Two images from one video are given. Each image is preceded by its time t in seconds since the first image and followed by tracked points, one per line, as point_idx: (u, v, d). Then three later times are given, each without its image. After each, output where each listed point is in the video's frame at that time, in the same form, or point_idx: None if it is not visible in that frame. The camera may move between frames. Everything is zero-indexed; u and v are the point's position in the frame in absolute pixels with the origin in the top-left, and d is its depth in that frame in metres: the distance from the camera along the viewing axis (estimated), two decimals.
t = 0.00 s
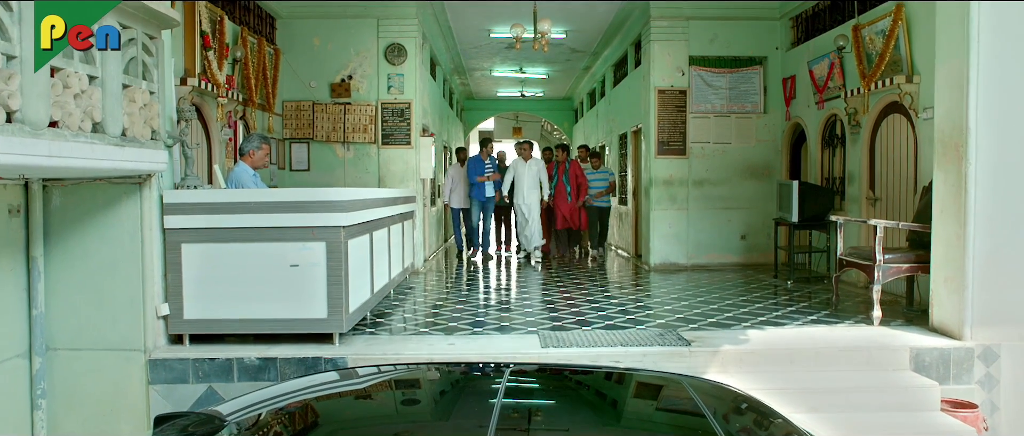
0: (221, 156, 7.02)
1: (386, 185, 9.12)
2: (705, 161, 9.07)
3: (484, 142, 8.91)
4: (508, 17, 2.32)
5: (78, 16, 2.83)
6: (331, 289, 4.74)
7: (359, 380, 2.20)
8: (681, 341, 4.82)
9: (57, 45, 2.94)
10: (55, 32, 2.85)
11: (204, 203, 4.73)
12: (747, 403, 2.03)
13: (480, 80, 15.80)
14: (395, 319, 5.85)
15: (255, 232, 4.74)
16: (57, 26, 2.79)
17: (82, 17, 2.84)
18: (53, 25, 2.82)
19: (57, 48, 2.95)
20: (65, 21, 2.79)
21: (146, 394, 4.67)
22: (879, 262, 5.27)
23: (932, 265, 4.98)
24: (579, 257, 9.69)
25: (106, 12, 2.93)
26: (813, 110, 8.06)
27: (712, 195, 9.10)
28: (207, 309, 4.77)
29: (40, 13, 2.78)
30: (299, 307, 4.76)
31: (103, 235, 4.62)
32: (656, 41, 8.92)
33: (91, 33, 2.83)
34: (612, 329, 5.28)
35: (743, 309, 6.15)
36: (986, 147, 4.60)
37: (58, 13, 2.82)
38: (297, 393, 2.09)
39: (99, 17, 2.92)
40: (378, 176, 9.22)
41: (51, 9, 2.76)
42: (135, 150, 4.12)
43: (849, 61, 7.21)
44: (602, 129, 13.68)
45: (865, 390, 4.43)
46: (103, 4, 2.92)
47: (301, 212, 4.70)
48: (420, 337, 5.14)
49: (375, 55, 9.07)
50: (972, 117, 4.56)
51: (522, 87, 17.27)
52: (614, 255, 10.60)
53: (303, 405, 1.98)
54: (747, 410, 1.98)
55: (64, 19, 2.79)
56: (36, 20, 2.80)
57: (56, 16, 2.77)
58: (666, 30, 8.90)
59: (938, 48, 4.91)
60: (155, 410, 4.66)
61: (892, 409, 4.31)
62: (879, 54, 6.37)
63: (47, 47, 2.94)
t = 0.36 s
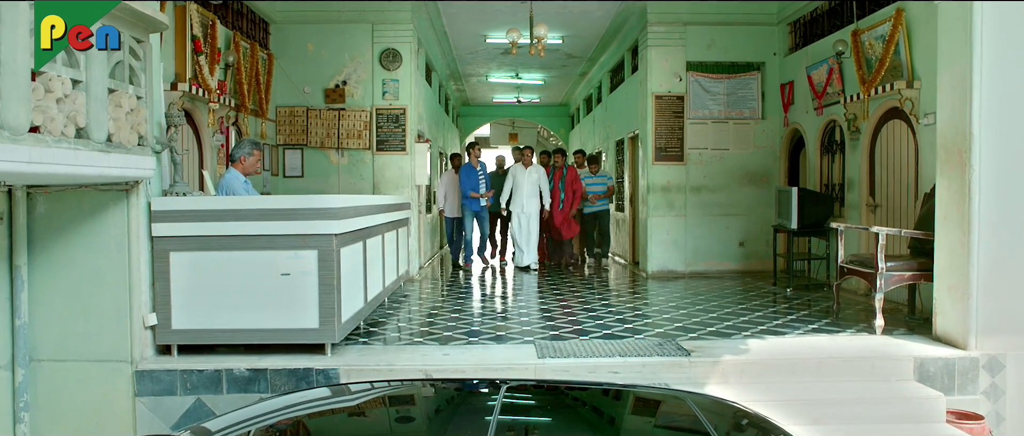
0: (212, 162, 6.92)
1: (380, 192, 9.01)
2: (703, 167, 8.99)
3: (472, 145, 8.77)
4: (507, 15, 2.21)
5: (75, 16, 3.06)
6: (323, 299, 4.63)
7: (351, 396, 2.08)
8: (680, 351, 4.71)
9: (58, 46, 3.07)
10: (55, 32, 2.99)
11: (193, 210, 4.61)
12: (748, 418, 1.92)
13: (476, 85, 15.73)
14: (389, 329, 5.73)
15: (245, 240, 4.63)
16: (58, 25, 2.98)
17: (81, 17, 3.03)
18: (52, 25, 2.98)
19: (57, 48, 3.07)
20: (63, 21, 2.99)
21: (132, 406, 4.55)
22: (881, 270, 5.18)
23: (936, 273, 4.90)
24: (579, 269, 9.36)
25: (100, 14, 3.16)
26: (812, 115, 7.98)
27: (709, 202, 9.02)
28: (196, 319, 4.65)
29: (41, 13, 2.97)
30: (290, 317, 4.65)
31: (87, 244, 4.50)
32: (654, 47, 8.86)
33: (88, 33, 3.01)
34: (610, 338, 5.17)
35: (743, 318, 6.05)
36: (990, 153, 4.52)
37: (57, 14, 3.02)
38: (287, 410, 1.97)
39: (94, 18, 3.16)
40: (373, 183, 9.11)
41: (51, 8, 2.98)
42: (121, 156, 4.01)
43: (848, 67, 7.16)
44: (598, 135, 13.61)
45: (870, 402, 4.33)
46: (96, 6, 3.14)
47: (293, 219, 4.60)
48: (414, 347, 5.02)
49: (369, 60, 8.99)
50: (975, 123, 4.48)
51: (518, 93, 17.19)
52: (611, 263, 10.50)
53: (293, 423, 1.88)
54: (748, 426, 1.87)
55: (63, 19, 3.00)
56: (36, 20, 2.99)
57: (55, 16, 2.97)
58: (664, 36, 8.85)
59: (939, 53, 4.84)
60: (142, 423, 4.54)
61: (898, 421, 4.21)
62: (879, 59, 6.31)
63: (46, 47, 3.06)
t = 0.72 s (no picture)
0: (204, 169, 6.81)
1: (375, 199, 8.90)
2: (700, 175, 8.91)
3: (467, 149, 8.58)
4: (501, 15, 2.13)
5: (75, 17, 3.25)
6: (315, 309, 4.52)
7: (342, 415, 1.98)
8: (680, 363, 4.61)
9: (58, 45, 3.26)
10: (56, 32, 3.22)
11: (181, 219, 4.51)
12: None
13: (471, 92, 15.66)
14: (383, 339, 5.62)
15: (235, 249, 4.52)
16: (57, 25, 3.20)
17: (84, 18, 3.27)
18: (53, 25, 3.20)
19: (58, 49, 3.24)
20: (64, 22, 3.20)
21: (117, 420, 4.42)
22: (884, 280, 5.09)
23: (939, 282, 4.82)
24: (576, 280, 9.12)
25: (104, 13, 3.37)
26: (811, 122, 7.92)
27: (707, 210, 8.94)
28: (184, 330, 4.54)
29: (42, 13, 3.15)
30: (280, 328, 4.54)
31: (73, 253, 4.39)
32: (651, 53, 8.80)
33: (90, 33, 3.28)
34: (608, 349, 5.07)
35: (743, 328, 5.95)
36: (994, 160, 4.44)
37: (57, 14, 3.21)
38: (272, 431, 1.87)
39: (93, 18, 3.33)
40: (367, 190, 9.00)
41: (51, 10, 3.15)
42: (107, 164, 3.90)
43: (848, 73, 7.10)
44: (595, 142, 13.54)
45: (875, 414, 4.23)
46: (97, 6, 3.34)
47: (284, 228, 4.50)
48: (408, 358, 4.92)
49: (364, 67, 8.90)
50: (979, 129, 4.41)
51: (514, 99, 17.13)
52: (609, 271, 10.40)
53: None
54: None
55: (64, 19, 3.20)
56: (37, 20, 3.17)
57: (56, 16, 3.18)
58: (661, 42, 8.80)
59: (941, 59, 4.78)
60: None
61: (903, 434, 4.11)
62: (879, 65, 6.26)
63: (47, 47, 3.21)
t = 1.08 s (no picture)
0: (199, 178, 6.72)
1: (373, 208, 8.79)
2: (702, 184, 8.83)
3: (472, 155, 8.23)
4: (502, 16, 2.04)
5: (77, 16, 2.79)
6: (310, 321, 4.42)
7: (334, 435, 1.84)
8: (684, 376, 4.50)
9: (58, 45, 2.98)
10: (56, 32, 2.88)
11: (173, 228, 4.41)
12: None
13: (471, 100, 15.60)
14: (380, 351, 5.51)
15: (228, 260, 4.42)
16: (58, 26, 2.79)
17: (81, 18, 2.79)
18: (52, 25, 2.83)
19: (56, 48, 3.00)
20: (64, 22, 2.77)
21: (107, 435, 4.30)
22: (891, 291, 4.99)
23: (947, 293, 4.72)
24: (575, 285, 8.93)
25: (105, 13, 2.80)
26: (814, 131, 7.83)
27: (709, 219, 8.85)
28: (175, 343, 4.43)
29: (40, 13, 2.76)
30: (274, 341, 4.44)
31: (62, 264, 4.29)
32: (652, 61, 8.73)
33: (89, 34, 2.83)
34: (610, 361, 4.96)
35: (746, 339, 5.84)
36: (1004, 169, 4.35)
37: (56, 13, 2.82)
38: None
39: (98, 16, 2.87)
40: (366, 199, 8.90)
41: (51, 9, 2.73)
42: (96, 172, 3.80)
43: (851, 81, 7.03)
44: (595, 151, 13.47)
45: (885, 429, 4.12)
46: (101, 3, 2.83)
47: (278, 237, 4.40)
48: (405, 371, 4.81)
49: (362, 75, 8.82)
50: (988, 137, 4.33)
51: (514, 108, 17.07)
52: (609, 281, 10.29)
53: None
54: None
55: (63, 19, 2.79)
56: (36, 20, 2.81)
57: (55, 16, 2.75)
58: (662, 50, 8.73)
59: (948, 66, 4.70)
60: None
61: None
62: (883, 73, 6.18)
63: (46, 47, 2.98)
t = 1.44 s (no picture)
0: (197, 187, 6.64)
1: (372, 217, 8.69)
2: (705, 193, 8.73)
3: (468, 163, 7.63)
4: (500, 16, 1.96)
5: (76, 17, 3.24)
6: (306, 334, 4.32)
7: None
8: (689, 390, 4.38)
9: (58, 45, 3.26)
10: (55, 32, 3.21)
11: (167, 238, 4.31)
12: None
13: (472, 108, 15.53)
14: (379, 363, 5.40)
15: (223, 271, 4.32)
16: (58, 25, 3.19)
17: (82, 18, 3.24)
18: (53, 25, 3.19)
19: (56, 49, 3.25)
20: (64, 21, 3.19)
21: None
22: (901, 302, 4.88)
23: (959, 305, 4.61)
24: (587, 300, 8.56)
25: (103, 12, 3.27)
26: (819, 139, 7.74)
27: (712, 228, 8.74)
28: (168, 355, 4.32)
29: (41, 13, 3.15)
30: (270, 354, 4.33)
31: (52, 275, 4.19)
32: (654, 69, 8.65)
33: (89, 33, 3.26)
34: (613, 374, 4.85)
35: (753, 351, 5.72)
36: (1016, 177, 4.25)
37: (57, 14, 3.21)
38: None
39: (97, 17, 3.30)
40: (365, 208, 8.81)
41: (52, 9, 3.16)
42: (87, 181, 3.71)
43: (857, 89, 6.96)
44: (597, 160, 13.38)
45: None
46: (100, 5, 3.27)
47: (274, 247, 4.30)
48: (404, 385, 4.70)
49: (362, 83, 8.76)
50: (1000, 145, 4.23)
51: (516, 117, 17.00)
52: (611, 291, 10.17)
53: None
54: None
55: (64, 19, 3.20)
56: (37, 20, 3.16)
57: (55, 16, 3.18)
58: (665, 58, 8.66)
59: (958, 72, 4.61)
60: None
61: None
62: (890, 80, 6.09)
63: (47, 47, 3.22)
